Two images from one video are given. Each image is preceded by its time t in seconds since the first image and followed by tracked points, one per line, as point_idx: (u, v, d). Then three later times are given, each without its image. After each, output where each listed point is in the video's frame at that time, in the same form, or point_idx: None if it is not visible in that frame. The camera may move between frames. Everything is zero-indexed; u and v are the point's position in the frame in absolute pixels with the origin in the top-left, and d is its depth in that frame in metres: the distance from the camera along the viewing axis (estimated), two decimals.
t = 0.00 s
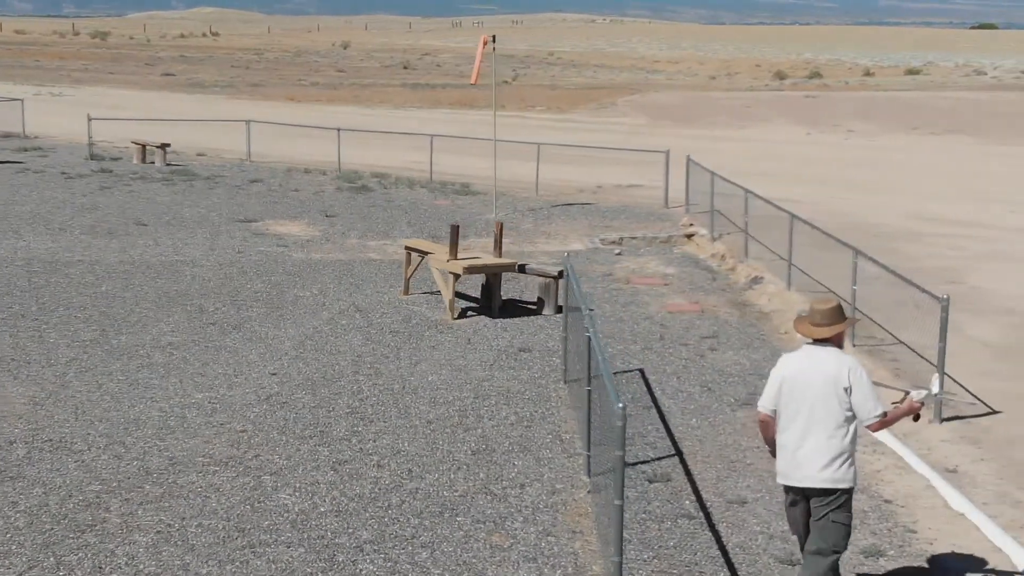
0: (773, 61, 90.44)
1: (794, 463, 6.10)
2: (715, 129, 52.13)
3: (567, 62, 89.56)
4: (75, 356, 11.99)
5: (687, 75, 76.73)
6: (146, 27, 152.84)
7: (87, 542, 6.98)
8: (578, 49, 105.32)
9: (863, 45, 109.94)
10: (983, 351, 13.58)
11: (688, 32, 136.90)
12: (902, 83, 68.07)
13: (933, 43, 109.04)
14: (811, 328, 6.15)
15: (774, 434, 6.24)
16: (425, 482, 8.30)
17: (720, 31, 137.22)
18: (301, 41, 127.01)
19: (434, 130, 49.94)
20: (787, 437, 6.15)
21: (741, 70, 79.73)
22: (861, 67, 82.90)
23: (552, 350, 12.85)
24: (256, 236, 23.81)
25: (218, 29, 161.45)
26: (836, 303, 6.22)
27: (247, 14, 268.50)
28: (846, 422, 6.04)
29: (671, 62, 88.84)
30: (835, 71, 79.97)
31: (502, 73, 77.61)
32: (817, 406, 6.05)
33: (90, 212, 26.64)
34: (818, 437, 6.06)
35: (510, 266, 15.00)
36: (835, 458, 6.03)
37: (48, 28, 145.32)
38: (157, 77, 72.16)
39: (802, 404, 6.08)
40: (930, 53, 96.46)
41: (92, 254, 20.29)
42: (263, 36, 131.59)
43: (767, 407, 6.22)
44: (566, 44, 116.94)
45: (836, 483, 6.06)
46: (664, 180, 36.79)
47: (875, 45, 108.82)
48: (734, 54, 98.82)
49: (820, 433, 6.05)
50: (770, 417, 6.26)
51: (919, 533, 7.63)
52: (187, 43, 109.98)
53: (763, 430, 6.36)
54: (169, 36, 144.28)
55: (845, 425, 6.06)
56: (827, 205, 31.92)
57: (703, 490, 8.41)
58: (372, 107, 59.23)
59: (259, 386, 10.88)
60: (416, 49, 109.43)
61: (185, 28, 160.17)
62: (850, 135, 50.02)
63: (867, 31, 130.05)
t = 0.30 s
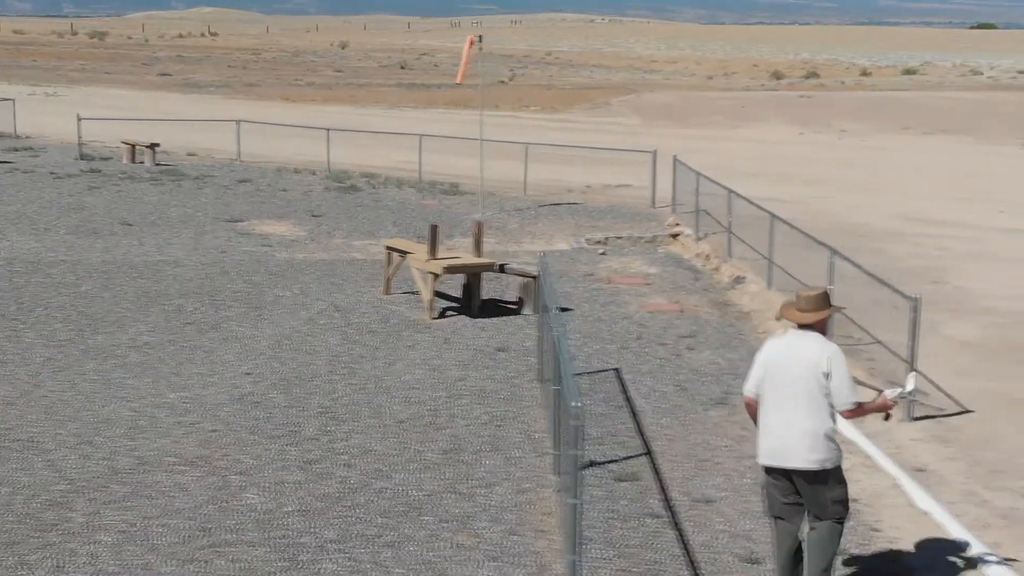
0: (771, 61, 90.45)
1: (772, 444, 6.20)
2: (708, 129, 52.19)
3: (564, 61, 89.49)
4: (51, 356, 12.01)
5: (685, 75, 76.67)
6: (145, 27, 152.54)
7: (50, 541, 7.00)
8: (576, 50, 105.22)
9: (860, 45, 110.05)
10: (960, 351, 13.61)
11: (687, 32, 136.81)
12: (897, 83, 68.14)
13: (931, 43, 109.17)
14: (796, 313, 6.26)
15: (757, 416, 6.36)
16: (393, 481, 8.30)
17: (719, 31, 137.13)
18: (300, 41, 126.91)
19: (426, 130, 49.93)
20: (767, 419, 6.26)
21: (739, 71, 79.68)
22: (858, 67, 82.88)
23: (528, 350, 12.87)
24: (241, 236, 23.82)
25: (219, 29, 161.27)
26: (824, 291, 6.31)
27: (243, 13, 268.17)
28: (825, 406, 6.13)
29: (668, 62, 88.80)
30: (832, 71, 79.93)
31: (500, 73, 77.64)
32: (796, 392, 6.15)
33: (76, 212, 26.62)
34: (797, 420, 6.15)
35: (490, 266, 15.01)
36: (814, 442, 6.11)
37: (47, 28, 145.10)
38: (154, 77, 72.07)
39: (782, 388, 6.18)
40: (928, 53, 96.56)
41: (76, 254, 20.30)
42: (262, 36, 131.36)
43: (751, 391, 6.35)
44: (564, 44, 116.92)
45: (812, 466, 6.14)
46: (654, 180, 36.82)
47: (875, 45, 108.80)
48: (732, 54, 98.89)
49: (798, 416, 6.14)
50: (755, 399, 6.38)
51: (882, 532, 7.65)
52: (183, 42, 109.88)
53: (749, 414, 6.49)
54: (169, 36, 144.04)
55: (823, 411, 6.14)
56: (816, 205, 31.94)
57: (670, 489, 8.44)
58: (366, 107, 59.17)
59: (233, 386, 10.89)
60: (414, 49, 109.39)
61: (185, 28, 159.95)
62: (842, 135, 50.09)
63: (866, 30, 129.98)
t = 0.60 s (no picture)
0: (769, 60, 90.28)
1: (764, 436, 6.48)
2: (703, 129, 52.17)
3: (562, 61, 89.33)
4: (28, 356, 12.00)
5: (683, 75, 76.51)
6: (143, 27, 152.04)
7: (15, 540, 7.01)
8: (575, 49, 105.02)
9: (860, 45, 109.93)
10: (939, 351, 13.61)
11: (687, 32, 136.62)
12: (894, 83, 68.07)
13: (931, 42, 109.05)
14: (791, 311, 6.53)
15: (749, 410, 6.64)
16: (363, 481, 8.30)
17: (719, 31, 136.93)
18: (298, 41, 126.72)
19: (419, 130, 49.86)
20: (759, 411, 6.54)
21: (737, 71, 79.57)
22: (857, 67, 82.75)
23: (508, 349, 12.86)
24: (228, 235, 23.78)
25: (218, 28, 160.86)
26: (819, 291, 6.58)
27: (240, 12, 267.82)
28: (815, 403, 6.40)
29: (665, 62, 88.62)
30: (829, 71, 79.81)
31: (498, 74, 77.53)
32: (789, 388, 6.43)
33: (63, 212, 26.57)
34: (789, 415, 6.43)
35: (471, 266, 15.01)
36: (804, 435, 6.38)
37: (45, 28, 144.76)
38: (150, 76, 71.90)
39: (776, 382, 6.46)
40: (926, 53, 96.41)
41: (60, 254, 20.26)
42: (261, 36, 131.10)
43: (744, 386, 6.64)
44: (564, 44, 116.80)
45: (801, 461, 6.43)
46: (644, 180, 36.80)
47: (875, 45, 108.59)
48: (730, 54, 98.79)
49: (790, 410, 6.42)
50: (748, 393, 6.66)
51: (849, 531, 7.67)
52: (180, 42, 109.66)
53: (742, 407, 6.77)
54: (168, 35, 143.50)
55: (814, 406, 6.41)
56: (806, 205, 31.92)
57: (640, 488, 8.46)
58: (361, 106, 59.05)
59: (209, 386, 10.88)
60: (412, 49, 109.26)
61: (185, 28, 159.73)
62: (836, 135, 50.05)
63: (868, 30, 129.70)
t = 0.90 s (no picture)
0: (766, 61, 90.31)
1: (754, 424, 6.71)
2: (695, 129, 52.21)
3: (558, 61, 89.32)
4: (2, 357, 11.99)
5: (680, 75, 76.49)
6: (143, 27, 151.73)
7: None
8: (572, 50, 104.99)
9: (857, 46, 110.12)
10: (915, 351, 13.63)
11: (686, 32, 136.58)
12: (889, 83, 68.16)
13: (929, 43, 109.23)
14: (778, 301, 6.76)
15: (736, 396, 6.86)
16: (328, 481, 8.29)
17: (719, 31, 136.87)
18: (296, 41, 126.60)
19: (411, 129, 49.87)
20: (748, 400, 6.77)
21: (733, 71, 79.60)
22: (854, 67, 82.77)
23: (483, 350, 12.88)
24: (212, 235, 23.80)
25: (218, 29, 160.70)
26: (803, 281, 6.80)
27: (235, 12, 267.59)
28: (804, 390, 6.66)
29: (661, 62, 88.63)
30: (825, 72, 79.87)
31: (496, 74, 77.54)
32: (778, 375, 6.66)
33: (49, 213, 26.56)
34: (778, 403, 6.66)
35: (449, 266, 15.02)
36: (794, 422, 6.62)
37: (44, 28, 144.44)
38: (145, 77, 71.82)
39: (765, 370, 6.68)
40: (924, 53, 96.58)
41: (42, 254, 20.25)
42: (259, 36, 130.96)
43: (730, 372, 6.85)
44: (562, 44, 116.88)
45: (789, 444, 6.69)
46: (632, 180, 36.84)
47: (874, 45, 108.59)
48: (727, 54, 98.91)
49: (779, 399, 6.66)
50: (735, 381, 6.88)
51: (810, 530, 7.69)
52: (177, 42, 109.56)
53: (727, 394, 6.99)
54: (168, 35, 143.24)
55: (801, 393, 6.67)
56: (794, 205, 31.97)
57: (606, 488, 8.48)
58: (354, 107, 59.02)
59: (180, 387, 10.88)
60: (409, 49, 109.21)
61: (185, 28, 159.49)
62: (827, 136, 50.14)
63: (868, 30, 129.67)
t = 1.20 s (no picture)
0: (762, 61, 90.33)
1: (728, 416, 6.84)
2: (687, 129, 52.22)
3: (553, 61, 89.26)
4: None
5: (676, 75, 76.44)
6: (140, 27, 151.50)
7: None
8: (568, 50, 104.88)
9: (854, 45, 110.11)
10: (892, 351, 13.67)
11: (683, 32, 136.54)
12: (883, 83, 68.20)
13: (925, 43, 109.30)
14: (745, 297, 6.89)
15: (711, 391, 6.99)
16: (296, 481, 8.30)
17: (716, 31, 136.84)
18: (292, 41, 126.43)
19: (402, 129, 49.81)
20: (722, 393, 6.89)
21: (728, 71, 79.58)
22: (850, 67, 82.80)
23: (460, 350, 12.90)
24: (197, 235, 23.79)
25: (216, 29, 160.47)
26: (768, 277, 6.92)
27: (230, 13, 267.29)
28: (774, 382, 6.79)
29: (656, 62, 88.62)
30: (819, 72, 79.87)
31: (492, 74, 77.46)
32: (748, 369, 6.78)
33: (34, 212, 26.51)
34: (751, 395, 6.79)
35: (429, 266, 15.02)
36: (766, 413, 6.75)
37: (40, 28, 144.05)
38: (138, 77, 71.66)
39: (735, 364, 6.82)
40: (919, 53, 96.62)
41: (25, 254, 20.24)
42: (256, 36, 130.78)
43: (704, 368, 6.98)
44: (558, 44, 116.82)
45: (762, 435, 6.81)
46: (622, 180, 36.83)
47: (870, 45, 108.67)
48: (723, 54, 98.91)
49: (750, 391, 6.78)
50: (708, 376, 7.00)
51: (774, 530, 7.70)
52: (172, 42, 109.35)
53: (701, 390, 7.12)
54: (164, 35, 142.91)
55: (773, 384, 6.79)
56: (783, 204, 32.01)
57: (573, 487, 8.50)
58: (347, 107, 58.95)
59: (154, 386, 10.88)
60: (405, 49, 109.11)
61: (181, 28, 159.05)
62: (819, 135, 50.16)
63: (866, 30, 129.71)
